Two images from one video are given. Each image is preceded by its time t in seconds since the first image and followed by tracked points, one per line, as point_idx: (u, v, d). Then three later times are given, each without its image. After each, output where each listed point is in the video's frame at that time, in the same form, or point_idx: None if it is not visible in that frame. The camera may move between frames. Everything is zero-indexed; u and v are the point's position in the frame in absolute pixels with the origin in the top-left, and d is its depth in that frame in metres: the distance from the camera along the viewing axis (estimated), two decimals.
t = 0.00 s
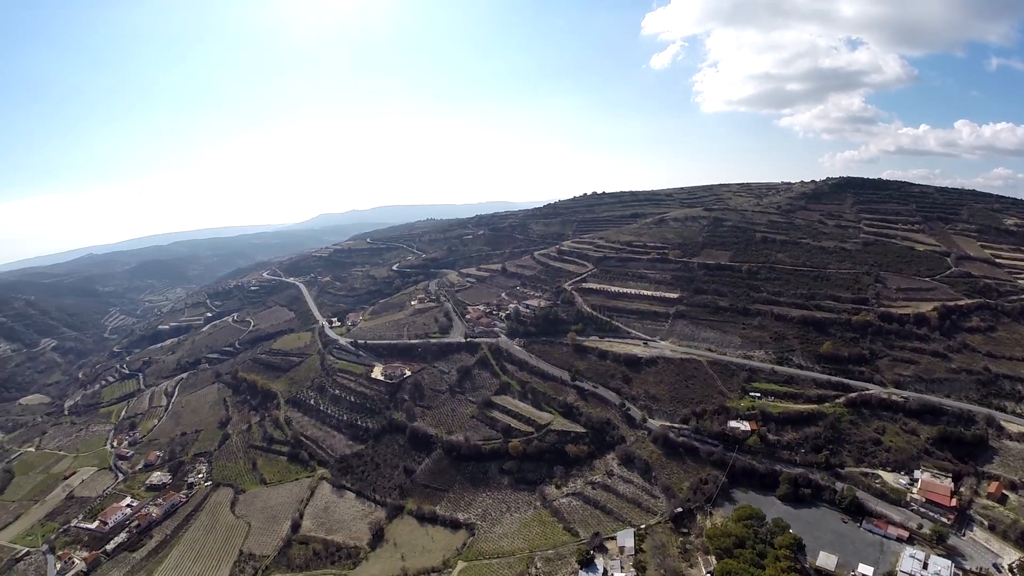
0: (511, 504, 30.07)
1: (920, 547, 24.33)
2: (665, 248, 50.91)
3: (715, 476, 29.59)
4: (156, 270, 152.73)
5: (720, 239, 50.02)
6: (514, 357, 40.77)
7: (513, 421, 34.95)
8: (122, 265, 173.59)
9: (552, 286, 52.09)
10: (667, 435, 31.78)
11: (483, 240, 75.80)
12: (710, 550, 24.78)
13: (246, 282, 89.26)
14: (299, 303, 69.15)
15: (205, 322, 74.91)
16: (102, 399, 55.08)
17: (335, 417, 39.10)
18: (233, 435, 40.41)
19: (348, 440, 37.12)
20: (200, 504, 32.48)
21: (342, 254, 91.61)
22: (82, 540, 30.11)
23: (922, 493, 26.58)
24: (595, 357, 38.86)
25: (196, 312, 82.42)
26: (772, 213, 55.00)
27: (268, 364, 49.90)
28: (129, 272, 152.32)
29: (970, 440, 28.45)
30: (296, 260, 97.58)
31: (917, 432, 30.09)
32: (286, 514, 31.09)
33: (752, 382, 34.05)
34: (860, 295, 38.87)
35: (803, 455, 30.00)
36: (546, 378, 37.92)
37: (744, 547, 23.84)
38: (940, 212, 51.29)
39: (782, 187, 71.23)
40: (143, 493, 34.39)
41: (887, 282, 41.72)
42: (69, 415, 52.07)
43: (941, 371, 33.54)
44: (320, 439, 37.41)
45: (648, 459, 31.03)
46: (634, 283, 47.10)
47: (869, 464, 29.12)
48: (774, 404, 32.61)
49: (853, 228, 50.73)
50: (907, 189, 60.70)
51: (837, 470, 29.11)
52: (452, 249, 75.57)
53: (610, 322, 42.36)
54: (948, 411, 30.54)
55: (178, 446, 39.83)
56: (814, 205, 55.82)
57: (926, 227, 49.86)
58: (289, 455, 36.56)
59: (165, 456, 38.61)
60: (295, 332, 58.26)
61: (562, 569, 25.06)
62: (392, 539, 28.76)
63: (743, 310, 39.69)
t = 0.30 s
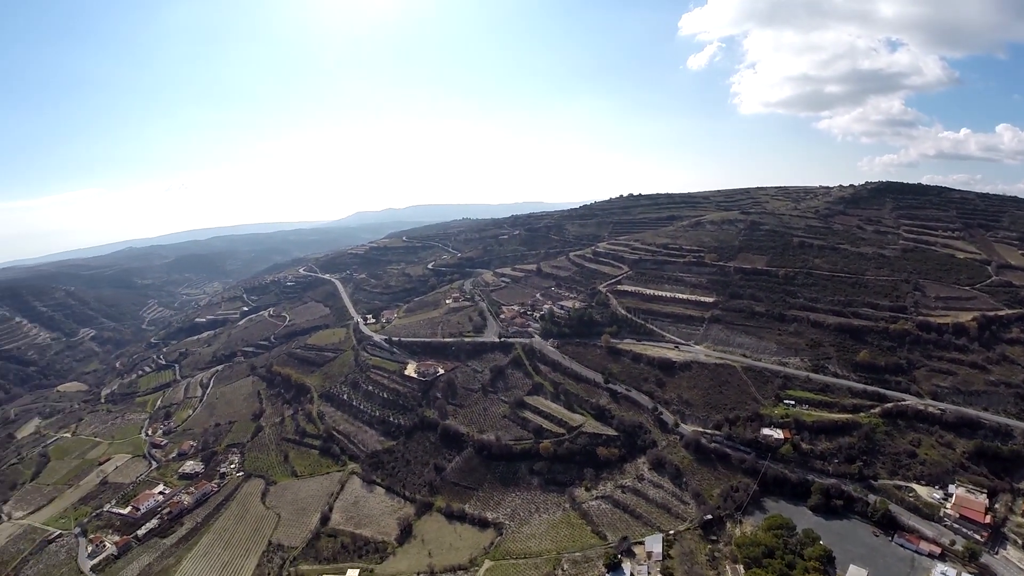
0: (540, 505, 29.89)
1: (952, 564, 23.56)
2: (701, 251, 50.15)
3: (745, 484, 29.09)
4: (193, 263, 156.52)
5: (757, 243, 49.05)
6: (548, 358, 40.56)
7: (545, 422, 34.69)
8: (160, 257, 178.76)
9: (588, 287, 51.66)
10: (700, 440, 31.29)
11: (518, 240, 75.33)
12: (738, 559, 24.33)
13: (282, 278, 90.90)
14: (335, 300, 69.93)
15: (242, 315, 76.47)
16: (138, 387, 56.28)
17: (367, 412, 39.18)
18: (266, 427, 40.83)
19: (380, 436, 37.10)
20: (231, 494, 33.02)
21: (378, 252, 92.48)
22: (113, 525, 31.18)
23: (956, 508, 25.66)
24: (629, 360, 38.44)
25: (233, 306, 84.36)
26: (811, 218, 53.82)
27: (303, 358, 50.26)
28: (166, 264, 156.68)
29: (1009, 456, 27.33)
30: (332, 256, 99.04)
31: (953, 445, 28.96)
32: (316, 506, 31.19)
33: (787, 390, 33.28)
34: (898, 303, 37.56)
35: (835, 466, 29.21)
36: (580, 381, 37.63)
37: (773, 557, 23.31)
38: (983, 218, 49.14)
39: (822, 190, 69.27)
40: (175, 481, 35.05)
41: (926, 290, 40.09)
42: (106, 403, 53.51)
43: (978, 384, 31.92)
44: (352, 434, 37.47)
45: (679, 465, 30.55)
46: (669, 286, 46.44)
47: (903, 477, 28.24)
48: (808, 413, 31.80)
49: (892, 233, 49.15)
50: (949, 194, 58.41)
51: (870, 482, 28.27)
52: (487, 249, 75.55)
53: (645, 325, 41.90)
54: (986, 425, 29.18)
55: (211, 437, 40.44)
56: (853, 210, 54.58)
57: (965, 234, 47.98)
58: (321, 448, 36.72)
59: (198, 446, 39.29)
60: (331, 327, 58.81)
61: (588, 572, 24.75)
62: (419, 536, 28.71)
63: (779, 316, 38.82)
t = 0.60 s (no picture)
0: (570, 505, 29.71)
1: None
2: (739, 254, 49.40)
3: (779, 491, 28.51)
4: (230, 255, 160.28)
5: (796, 247, 48.04)
6: (583, 358, 40.40)
7: (578, 422, 34.53)
8: (202, 250, 184.75)
9: (625, 287, 51.18)
10: (733, 446, 30.85)
11: (556, 239, 75.02)
12: (767, 568, 23.89)
13: (320, 273, 93.04)
14: (372, 294, 70.80)
15: (280, 309, 78.52)
16: (176, 376, 57.68)
17: (401, 407, 39.43)
18: (301, 419, 41.52)
19: (413, 431, 37.12)
20: (263, 483, 33.84)
21: (414, 248, 93.46)
22: (146, 509, 32.39)
23: (992, 525, 24.69)
24: (664, 362, 37.96)
25: (271, 299, 86.85)
26: (851, 221, 52.56)
27: (338, 352, 50.81)
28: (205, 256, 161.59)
29: None
30: (370, 252, 100.66)
31: (992, 460, 27.75)
32: (347, 498, 31.45)
33: (823, 397, 32.54)
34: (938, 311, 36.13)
35: (870, 476, 28.46)
36: (615, 382, 37.40)
37: (803, 567, 22.83)
38: None
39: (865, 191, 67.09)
40: (210, 468, 36.25)
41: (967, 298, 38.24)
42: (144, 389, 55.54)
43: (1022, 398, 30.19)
44: (385, 428, 37.64)
45: (712, 470, 30.10)
46: (706, 288, 45.74)
47: (938, 490, 27.30)
48: (844, 421, 31.02)
49: (933, 239, 47.49)
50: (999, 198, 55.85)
51: (905, 494, 27.46)
52: (525, 248, 75.54)
53: (681, 327, 41.39)
54: None
55: (246, 427, 41.33)
56: (895, 215, 53.14)
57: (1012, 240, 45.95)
58: (355, 441, 36.98)
59: (233, 435, 40.22)
60: (367, 321, 59.56)
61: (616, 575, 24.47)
62: (449, 531, 28.69)
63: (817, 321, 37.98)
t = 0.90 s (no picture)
0: (602, 507, 29.64)
1: None
2: (780, 258, 48.75)
3: (813, 501, 27.87)
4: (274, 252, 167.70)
5: (837, 253, 47.12)
6: (620, 360, 40.35)
7: (613, 424, 34.51)
8: (240, 243, 190.65)
9: (664, 289, 50.74)
10: (769, 454, 30.38)
11: (595, 240, 74.90)
12: None
13: (359, 270, 95.40)
14: (410, 291, 72.77)
15: (318, 303, 81.01)
16: (215, 366, 59.80)
17: (437, 404, 40.16)
18: (336, 412, 42.81)
19: (447, 427, 37.88)
20: (296, 474, 34.88)
21: (453, 246, 94.97)
22: (182, 494, 34.00)
23: None
24: (701, 366, 37.59)
25: (311, 293, 89.85)
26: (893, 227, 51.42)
27: (375, 347, 52.67)
28: (244, 250, 166.82)
29: None
30: (409, 249, 102.69)
31: None
32: (379, 492, 32.15)
33: (862, 406, 31.81)
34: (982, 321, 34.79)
35: (906, 489, 27.56)
36: (650, 385, 37.29)
37: None
38: None
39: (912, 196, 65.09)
40: (246, 457, 37.73)
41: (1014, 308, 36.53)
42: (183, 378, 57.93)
43: None
44: (420, 424, 38.47)
45: (746, 477, 29.65)
46: (745, 292, 45.12)
47: (975, 507, 26.19)
48: (882, 432, 30.19)
49: (979, 246, 45.86)
50: None
51: (941, 509, 26.46)
52: (563, 247, 75.73)
53: (719, 331, 40.96)
54: None
55: (283, 418, 43.00)
56: (939, 221, 51.63)
57: None
58: (389, 436, 38.01)
59: (269, 426, 42.03)
60: (405, 317, 61.08)
61: None
62: (479, 528, 28.81)
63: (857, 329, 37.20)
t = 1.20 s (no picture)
0: (632, 512, 29.58)
1: None
2: (820, 263, 48.17)
3: (846, 513, 27.35)
4: (313, 248, 174.46)
5: (878, 259, 46.26)
6: (655, 363, 40.39)
7: (647, 427, 34.56)
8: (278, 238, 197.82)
9: (702, 292, 50.53)
10: (804, 463, 29.96)
11: (633, 241, 75.59)
12: None
13: (397, 266, 98.52)
14: (447, 289, 74.99)
15: (356, 299, 84.15)
16: (253, 358, 63.24)
17: (471, 402, 40.93)
18: (370, 407, 43.81)
19: (481, 425, 38.42)
20: (329, 467, 35.49)
21: (491, 245, 97.09)
22: (216, 483, 35.17)
23: None
24: (738, 372, 37.29)
25: (349, 289, 93.59)
26: (935, 233, 50.32)
27: (411, 344, 53.86)
28: (283, 246, 173.06)
29: None
30: (448, 247, 105.35)
31: None
32: (411, 488, 32.55)
33: (900, 417, 31.16)
34: None
35: (942, 505, 26.75)
36: (686, 390, 37.14)
37: None
38: None
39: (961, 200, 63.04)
40: (280, 449, 38.75)
41: None
42: (222, 368, 61.10)
43: None
44: (454, 421, 38.99)
45: (780, 486, 29.28)
46: (784, 297, 44.65)
47: (1014, 526, 25.19)
48: (920, 444, 29.47)
49: None
50: None
51: (978, 527, 25.56)
52: (602, 248, 76.74)
53: (757, 337, 40.60)
54: None
55: (318, 411, 44.30)
56: (983, 228, 50.13)
57: None
58: (422, 432, 38.52)
59: (303, 419, 43.20)
60: (442, 314, 62.92)
61: None
62: (508, 528, 28.94)
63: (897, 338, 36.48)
